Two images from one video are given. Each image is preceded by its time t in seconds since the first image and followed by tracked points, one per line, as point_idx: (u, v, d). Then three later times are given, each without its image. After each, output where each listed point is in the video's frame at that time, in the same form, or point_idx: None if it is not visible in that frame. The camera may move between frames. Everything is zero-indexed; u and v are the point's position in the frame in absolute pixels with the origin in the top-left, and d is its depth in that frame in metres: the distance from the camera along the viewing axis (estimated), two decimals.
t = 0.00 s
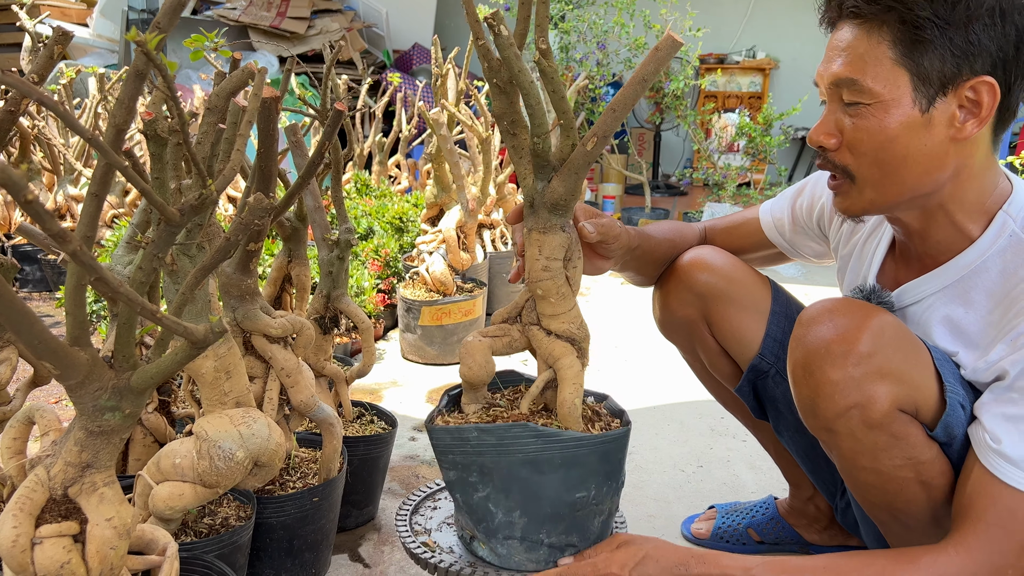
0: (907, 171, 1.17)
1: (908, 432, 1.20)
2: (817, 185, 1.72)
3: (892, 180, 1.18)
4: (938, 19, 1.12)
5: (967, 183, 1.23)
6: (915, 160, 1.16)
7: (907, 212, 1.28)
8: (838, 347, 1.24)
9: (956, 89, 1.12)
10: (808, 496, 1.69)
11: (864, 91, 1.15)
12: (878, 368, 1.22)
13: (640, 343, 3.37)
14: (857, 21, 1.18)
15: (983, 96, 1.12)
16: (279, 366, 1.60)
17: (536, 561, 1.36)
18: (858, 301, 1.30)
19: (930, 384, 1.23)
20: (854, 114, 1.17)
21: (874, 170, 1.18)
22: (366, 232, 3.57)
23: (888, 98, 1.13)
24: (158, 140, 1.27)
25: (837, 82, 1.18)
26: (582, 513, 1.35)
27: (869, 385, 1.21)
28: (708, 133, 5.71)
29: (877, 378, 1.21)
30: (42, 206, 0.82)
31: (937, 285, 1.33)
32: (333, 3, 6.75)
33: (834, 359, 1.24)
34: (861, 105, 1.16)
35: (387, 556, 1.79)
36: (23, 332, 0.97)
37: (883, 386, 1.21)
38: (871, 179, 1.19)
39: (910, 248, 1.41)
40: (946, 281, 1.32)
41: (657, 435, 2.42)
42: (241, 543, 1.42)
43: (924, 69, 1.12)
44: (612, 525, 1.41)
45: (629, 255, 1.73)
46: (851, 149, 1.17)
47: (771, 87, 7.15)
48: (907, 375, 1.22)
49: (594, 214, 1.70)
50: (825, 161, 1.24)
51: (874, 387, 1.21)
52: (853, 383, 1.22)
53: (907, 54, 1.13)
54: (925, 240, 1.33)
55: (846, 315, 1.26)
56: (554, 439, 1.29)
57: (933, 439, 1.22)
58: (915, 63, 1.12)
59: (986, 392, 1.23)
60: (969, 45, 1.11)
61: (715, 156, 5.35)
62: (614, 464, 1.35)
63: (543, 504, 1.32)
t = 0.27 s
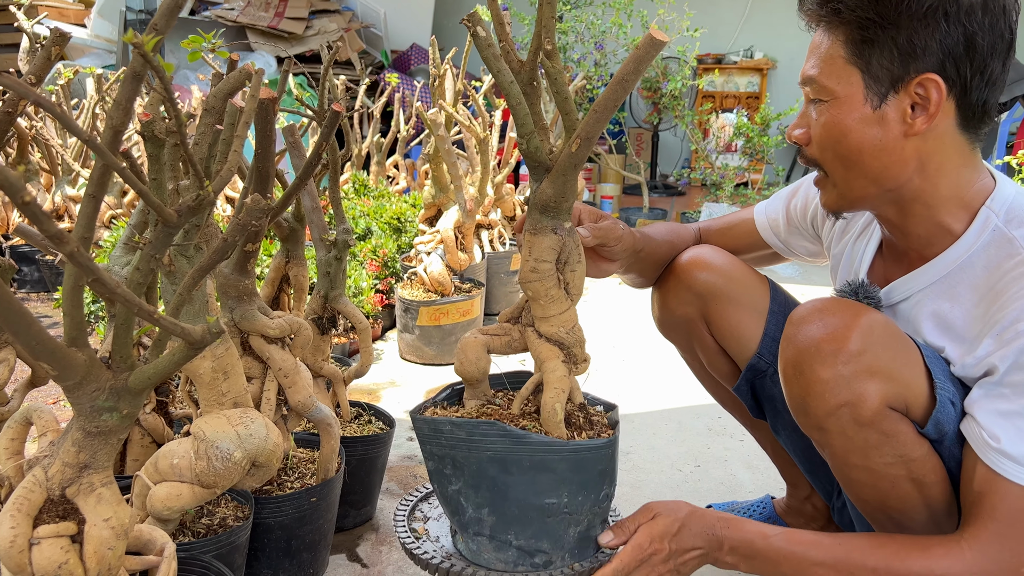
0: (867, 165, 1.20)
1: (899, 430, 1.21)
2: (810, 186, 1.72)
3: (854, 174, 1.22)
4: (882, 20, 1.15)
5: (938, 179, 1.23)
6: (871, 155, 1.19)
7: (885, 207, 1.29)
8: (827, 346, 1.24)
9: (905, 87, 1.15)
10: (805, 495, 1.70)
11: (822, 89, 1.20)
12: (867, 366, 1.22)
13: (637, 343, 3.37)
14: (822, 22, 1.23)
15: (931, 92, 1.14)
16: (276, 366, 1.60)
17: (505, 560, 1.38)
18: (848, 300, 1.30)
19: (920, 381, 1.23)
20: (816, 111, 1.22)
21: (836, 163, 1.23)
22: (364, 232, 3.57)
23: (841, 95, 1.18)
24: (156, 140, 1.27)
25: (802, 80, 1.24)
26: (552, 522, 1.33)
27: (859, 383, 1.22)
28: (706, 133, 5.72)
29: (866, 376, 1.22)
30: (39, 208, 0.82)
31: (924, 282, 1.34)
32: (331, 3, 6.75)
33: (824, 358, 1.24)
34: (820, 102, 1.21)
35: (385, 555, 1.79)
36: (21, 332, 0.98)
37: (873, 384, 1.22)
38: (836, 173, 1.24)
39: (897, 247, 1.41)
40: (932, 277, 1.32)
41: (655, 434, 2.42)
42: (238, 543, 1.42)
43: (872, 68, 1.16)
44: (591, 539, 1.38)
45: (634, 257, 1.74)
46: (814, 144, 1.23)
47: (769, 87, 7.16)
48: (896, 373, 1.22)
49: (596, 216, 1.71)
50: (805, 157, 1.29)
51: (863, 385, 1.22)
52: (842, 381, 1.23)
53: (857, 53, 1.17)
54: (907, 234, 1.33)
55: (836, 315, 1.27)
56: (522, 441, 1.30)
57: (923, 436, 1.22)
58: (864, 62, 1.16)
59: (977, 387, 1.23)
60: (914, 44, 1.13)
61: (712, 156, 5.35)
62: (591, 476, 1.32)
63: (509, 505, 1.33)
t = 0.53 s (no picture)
0: (854, 165, 1.21)
1: (892, 429, 1.21)
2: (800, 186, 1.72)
3: (841, 174, 1.23)
4: (865, 20, 1.16)
5: (924, 177, 1.23)
6: (857, 154, 1.19)
7: (872, 206, 1.30)
8: (820, 346, 1.24)
9: (890, 86, 1.15)
10: (802, 495, 1.70)
11: (806, 91, 1.21)
12: (859, 366, 1.22)
13: (635, 343, 3.37)
14: (806, 24, 1.24)
15: (916, 91, 1.14)
16: (273, 366, 1.61)
17: (498, 559, 1.38)
18: (839, 300, 1.30)
19: (911, 380, 1.24)
20: (802, 113, 1.23)
21: (822, 163, 1.23)
22: (362, 232, 3.57)
23: (826, 95, 1.19)
24: (152, 140, 1.27)
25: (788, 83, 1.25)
26: (546, 521, 1.33)
27: (851, 382, 1.22)
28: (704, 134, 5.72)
29: (859, 375, 1.22)
30: (34, 206, 0.82)
31: (912, 280, 1.34)
32: (329, 4, 6.75)
33: (816, 358, 1.24)
34: (806, 103, 1.22)
35: (382, 555, 1.79)
36: (17, 331, 0.98)
37: (866, 383, 1.22)
38: (824, 173, 1.24)
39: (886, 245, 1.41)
40: (920, 275, 1.32)
41: (653, 434, 2.42)
42: (236, 543, 1.42)
43: (856, 68, 1.16)
44: (584, 538, 1.39)
45: (626, 258, 1.74)
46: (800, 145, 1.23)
47: (767, 87, 7.17)
48: (889, 372, 1.22)
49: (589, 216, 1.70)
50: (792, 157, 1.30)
51: (856, 384, 1.22)
52: (835, 381, 1.23)
53: (841, 54, 1.18)
54: (894, 232, 1.34)
55: (828, 315, 1.27)
56: (515, 439, 1.30)
57: (918, 434, 1.22)
58: (848, 63, 1.17)
59: (967, 386, 1.23)
60: (897, 43, 1.14)
61: (710, 156, 5.36)
62: (585, 475, 1.33)
63: (503, 503, 1.33)
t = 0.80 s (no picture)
0: (861, 163, 1.21)
1: (894, 427, 1.21)
2: (802, 185, 1.73)
3: (849, 171, 1.22)
4: (879, 17, 1.15)
5: (930, 177, 1.24)
6: (867, 153, 1.19)
7: (876, 206, 1.30)
8: (822, 344, 1.24)
9: (902, 85, 1.15)
10: (801, 494, 1.70)
11: (817, 87, 1.20)
12: (862, 365, 1.22)
13: (634, 343, 3.37)
14: (817, 19, 1.23)
15: (927, 91, 1.14)
16: (272, 365, 1.61)
17: (442, 546, 1.49)
18: (842, 298, 1.30)
19: (913, 379, 1.24)
20: (811, 109, 1.22)
21: (829, 160, 1.23)
22: (361, 233, 3.57)
23: (837, 92, 1.18)
24: (150, 139, 1.27)
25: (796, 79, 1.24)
26: (477, 519, 1.41)
27: (854, 381, 1.22)
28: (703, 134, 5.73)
29: (862, 373, 1.22)
30: (32, 205, 0.82)
31: (912, 280, 1.34)
32: (327, 5, 6.75)
33: (819, 356, 1.24)
34: (815, 99, 1.21)
35: (382, 555, 1.79)
36: (15, 331, 0.97)
37: (868, 381, 1.22)
38: (831, 170, 1.24)
39: (887, 245, 1.42)
40: (919, 276, 1.33)
41: (651, 434, 2.42)
42: (234, 543, 1.42)
43: (869, 66, 1.16)
44: (519, 550, 1.41)
45: (628, 257, 1.74)
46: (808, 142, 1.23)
47: (765, 88, 7.18)
48: (891, 371, 1.22)
49: (593, 215, 1.70)
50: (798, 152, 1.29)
51: (858, 383, 1.22)
52: (838, 379, 1.23)
53: (853, 51, 1.17)
54: (895, 233, 1.35)
55: (831, 313, 1.26)
56: (455, 432, 1.40)
57: (918, 434, 1.23)
58: (860, 60, 1.16)
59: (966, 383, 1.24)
60: (912, 42, 1.14)
61: (709, 157, 5.36)
62: (514, 486, 1.36)
63: (443, 491, 1.45)
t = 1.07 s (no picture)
0: (883, 157, 1.20)
1: (898, 428, 1.21)
2: (805, 186, 1.73)
3: (867, 166, 1.22)
4: (918, 8, 1.15)
5: (945, 175, 1.24)
6: (888, 147, 1.19)
7: (890, 202, 1.31)
8: (827, 344, 1.24)
9: (933, 80, 1.15)
10: (801, 495, 1.69)
11: (845, 75, 1.19)
12: (867, 365, 1.22)
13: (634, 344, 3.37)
14: (850, 9, 1.22)
15: (957, 89, 1.15)
16: (271, 366, 1.60)
17: (419, 536, 1.56)
18: (846, 298, 1.30)
19: (918, 380, 1.24)
20: (835, 98, 1.21)
21: (850, 152, 1.22)
22: (360, 234, 3.57)
23: (866, 82, 1.17)
24: (149, 140, 1.27)
25: (823, 66, 1.23)
26: (443, 512, 1.47)
27: (858, 381, 1.22)
28: (702, 135, 5.73)
29: (866, 374, 1.22)
30: (29, 205, 0.82)
31: (920, 280, 1.34)
32: (326, 6, 6.76)
33: (824, 356, 1.24)
34: (842, 88, 1.20)
35: (381, 557, 1.78)
36: (13, 332, 0.97)
37: (872, 382, 1.22)
38: (849, 163, 1.23)
39: (896, 245, 1.42)
40: (927, 275, 1.33)
41: (650, 434, 2.42)
42: (233, 544, 1.41)
43: (902, 57, 1.15)
44: (480, 550, 1.45)
45: (627, 262, 1.75)
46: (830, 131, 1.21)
47: (764, 88, 7.18)
48: (896, 371, 1.23)
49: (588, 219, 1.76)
50: (811, 144, 1.28)
51: (863, 383, 1.22)
52: (842, 379, 1.23)
53: (888, 41, 1.16)
54: (906, 231, 1.35)
55: (836, 312, 1.27)
56: (430, 427, 1.48)
57: (923, 435, 1.23)
58: (894, 51, 1.16)
59: (972, 383, 1.24)
60: (949, 37, 1.14)
61: (708, 157, 5.36)
62: (470, 484, 1.41)
63: (420, 482, 1.53)
